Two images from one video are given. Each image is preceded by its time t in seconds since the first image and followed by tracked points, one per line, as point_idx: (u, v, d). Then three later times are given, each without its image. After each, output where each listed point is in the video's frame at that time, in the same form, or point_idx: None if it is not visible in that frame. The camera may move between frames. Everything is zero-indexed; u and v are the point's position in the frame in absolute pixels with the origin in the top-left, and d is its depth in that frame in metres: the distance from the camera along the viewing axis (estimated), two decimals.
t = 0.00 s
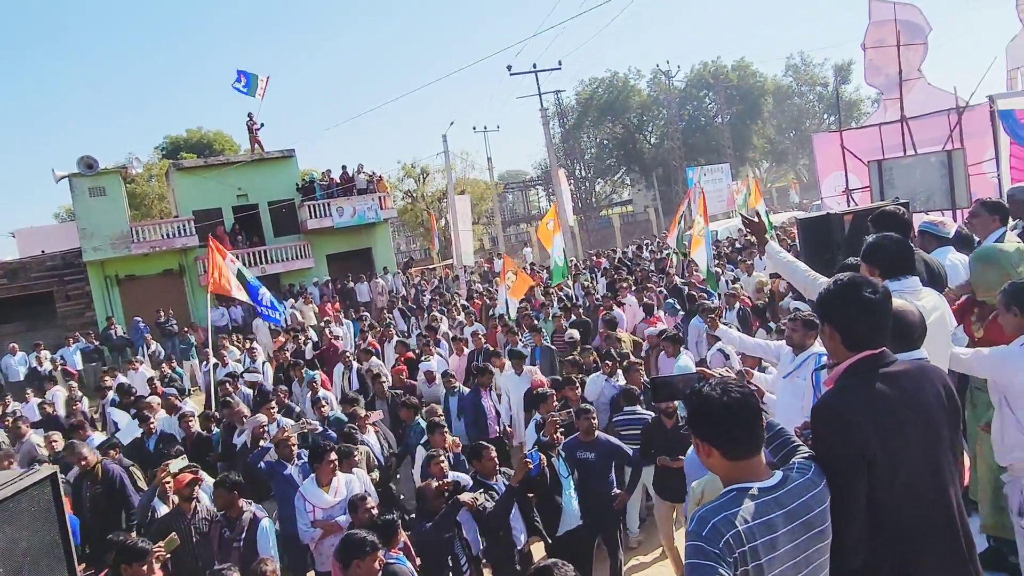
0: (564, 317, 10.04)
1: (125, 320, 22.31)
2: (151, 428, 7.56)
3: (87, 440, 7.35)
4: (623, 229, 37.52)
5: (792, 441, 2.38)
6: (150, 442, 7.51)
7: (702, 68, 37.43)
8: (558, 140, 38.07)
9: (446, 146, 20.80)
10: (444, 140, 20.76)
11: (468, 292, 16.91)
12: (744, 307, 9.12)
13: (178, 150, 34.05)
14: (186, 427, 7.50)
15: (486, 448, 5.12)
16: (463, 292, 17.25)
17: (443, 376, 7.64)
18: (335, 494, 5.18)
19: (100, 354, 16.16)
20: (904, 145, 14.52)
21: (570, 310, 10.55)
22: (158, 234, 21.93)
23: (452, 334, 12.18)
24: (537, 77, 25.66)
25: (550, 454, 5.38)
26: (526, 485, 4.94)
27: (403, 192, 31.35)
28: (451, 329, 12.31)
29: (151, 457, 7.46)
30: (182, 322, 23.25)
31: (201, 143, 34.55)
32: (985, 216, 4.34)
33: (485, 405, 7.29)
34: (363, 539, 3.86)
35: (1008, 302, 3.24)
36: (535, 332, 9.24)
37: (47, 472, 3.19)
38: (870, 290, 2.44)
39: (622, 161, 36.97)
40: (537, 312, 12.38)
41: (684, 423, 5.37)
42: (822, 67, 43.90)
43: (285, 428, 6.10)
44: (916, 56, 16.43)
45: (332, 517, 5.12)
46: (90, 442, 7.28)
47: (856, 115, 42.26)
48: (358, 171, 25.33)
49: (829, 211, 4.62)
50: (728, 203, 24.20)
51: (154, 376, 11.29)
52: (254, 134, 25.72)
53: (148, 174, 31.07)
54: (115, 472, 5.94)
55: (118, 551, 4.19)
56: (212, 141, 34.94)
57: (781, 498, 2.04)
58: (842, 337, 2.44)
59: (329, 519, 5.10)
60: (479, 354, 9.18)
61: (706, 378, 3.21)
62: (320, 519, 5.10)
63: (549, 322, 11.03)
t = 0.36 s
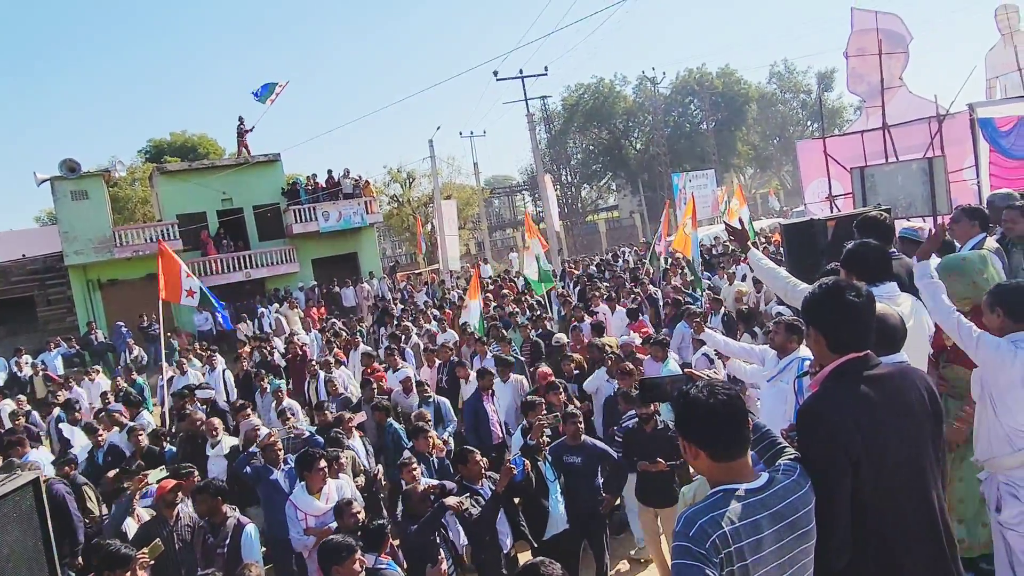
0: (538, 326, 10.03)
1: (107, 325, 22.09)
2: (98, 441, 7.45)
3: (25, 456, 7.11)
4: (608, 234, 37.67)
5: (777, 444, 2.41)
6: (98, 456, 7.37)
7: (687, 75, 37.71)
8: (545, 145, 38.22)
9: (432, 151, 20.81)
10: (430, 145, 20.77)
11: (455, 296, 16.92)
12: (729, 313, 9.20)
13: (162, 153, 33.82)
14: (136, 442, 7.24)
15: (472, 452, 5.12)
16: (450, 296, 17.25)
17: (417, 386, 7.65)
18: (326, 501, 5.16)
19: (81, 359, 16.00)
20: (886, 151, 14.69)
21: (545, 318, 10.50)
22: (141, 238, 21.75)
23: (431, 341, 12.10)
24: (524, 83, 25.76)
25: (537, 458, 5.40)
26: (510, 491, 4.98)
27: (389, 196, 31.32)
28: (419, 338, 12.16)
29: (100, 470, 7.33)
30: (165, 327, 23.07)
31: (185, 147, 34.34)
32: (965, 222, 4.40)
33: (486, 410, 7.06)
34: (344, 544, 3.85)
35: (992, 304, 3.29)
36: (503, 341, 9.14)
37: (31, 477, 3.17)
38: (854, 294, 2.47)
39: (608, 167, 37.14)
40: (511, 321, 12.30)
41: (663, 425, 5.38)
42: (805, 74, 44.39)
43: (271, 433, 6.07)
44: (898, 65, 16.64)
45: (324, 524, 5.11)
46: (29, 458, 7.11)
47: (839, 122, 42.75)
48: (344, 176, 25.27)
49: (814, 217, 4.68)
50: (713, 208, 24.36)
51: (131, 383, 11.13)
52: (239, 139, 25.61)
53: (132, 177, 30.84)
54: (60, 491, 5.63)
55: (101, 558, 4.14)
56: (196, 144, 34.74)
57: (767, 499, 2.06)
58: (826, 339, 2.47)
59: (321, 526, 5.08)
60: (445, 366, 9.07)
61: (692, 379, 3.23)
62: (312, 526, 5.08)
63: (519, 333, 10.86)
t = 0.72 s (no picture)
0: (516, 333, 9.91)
1: (96, 327, 21.93)
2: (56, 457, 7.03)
3: None
4: (600, 237, 37.75)
5: (769, 444, 2.42)
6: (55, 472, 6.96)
7: (678, 79, 37.94)
8: (536, 149, 38.31)
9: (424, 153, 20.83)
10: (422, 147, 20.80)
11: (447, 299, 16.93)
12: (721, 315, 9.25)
13: (152, 156, 33.66)
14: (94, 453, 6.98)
15: (463, 454, 5.12)
16: (441, 299, 17.24)
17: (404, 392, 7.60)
18: (318, 503, 5.15)
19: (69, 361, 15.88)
20: (875, 155, 14.82)
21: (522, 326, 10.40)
22: (131, 240, 21.64)
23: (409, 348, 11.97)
24: (515, 86, 25.82)
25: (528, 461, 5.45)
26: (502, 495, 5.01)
27: (380, 199, 31.30)
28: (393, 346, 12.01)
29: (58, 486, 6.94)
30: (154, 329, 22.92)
31: (175, 149, 34.19)
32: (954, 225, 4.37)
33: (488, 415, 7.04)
34: (333, 545, 3.85)
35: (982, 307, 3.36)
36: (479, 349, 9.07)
37: (18, 480, 3.14)
38: (845, 296, 2.49)
39: (599, 170, 37.28)
40: (486, 327, 12.18)
41: (650, 427, 5.40)
42: (794, 79, 44.70)
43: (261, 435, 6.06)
44: (886, 70, 16.79)
45: (316, 526, 5.09)
46: None
47: (829, 127, 43.05)
48: (335, 178, 25.23)
49: (803, 220, 4.70)
50: (704, 212, 24.48)
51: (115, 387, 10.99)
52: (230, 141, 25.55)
53: (121, 179, 30.68)
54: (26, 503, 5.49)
55: (90, 562, 4.11)
56: (186, 146, 34.60)
57: (757, 500, 2.07)
58: (818, 341, 2.49)
59: (313, 529, 5.06)
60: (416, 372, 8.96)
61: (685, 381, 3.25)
62: (305, 528, 5.06)
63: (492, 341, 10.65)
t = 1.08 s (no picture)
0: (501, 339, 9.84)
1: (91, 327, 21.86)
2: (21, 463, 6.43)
3: None
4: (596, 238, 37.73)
5: (766, 445, 2.43)
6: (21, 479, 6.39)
7: (674, 81, 38.01)
8: (533, 150, 38.34)
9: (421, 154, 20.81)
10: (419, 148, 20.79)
11: (444, 300, 16.93)
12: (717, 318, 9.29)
13: (148, 156, 33.59)
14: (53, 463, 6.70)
15: (459, 455, 5.13)
16: (438, 300, 17.24)
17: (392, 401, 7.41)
18: (312, 504, 5.14)
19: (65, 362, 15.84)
20: (872, 157, 14.87)
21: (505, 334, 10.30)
22: (127, 240, 21.60)
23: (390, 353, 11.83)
24: (512, 87, 25.87)
25: (525, 461, 5.50)
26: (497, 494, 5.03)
27: (376, 200, 31.31)
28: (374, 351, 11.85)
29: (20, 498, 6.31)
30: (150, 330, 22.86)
31: (170, 149, 34.13)
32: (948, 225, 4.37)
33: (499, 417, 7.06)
34: (329, 545, 3.85)
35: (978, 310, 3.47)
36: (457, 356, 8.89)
37: (17, 479, 3.14)
38: (844, 296, 2.51)
39: (595, 172, 37.29)
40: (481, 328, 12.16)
41: (645, 427, 5.43)
42: (790, 81, 44.85)
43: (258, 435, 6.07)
44: (882, 72, 16.83)
45: (310, 527, 5.08)
46: None
47: (825, 129, 43.18)
48: (332, 179, 25.22)
49: (798, 223, 4.79)
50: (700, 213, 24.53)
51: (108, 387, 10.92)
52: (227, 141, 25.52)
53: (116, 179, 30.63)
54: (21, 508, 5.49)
55: (86, 561, 4.11)
56: (182, 147, 34.55)
57: (753, 500, 2.08)
58: (815, 341, 2.51)
59: (307, 530, 5.06)
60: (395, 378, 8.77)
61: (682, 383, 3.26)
62: (298, 528, 5.06)
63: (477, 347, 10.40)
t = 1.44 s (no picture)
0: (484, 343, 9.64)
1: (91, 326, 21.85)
2: None
3: None
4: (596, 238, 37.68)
5: (766, 445, 2.44)
6: None
7: (674, 81, 38.02)
8: (533, 150, 38.33)
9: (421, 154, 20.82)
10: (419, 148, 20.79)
11: (444, 300, 16.94)
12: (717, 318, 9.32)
13: (148, 154, 33.59)
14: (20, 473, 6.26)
15: (458, 455, 5.13)
16: (438, 300, 17.24)
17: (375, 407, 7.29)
18: (305, 502, 5.14)
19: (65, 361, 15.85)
20: (871, 158, 14.89)
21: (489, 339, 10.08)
22: (126, 239, 21.60)
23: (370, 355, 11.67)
24: (512, 87, 25.92)
25: (524, 461, 5.49)
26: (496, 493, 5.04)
27: (376, 199, 31.34)
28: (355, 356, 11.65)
29: None
30: (149, 329, 22.85)
31: (170, 148, 34.15)
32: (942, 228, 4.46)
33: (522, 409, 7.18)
34: (327, 544, 3.86)
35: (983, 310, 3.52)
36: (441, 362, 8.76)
37: (18, 477, 3.15)
38: (846, 296, 2.52)
39: (596, 172, 37.27)
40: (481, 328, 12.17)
41: (644, 426, 5.45)
42: (791, 82, 44.89)
43: (258, 435, 6.08)
44: (882, 73, 16.82)
45: (301, 525, 5.08)
46: None
47: (825, 129, 43.18)
48: (332, 178, 25.22)
49: (797, 223, 4.75)
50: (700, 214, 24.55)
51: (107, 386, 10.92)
52: (226, 140, 25.53)
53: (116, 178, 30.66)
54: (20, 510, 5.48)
55: (85, 560, 4.11)
56: (182, 146, 34.54)
57: (753, 500, 2.09)
58: (817, 341, 2.52)
59: (297, 527, 5.05)
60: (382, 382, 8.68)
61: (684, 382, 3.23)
62: (287, 526, 5.05)
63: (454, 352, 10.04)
